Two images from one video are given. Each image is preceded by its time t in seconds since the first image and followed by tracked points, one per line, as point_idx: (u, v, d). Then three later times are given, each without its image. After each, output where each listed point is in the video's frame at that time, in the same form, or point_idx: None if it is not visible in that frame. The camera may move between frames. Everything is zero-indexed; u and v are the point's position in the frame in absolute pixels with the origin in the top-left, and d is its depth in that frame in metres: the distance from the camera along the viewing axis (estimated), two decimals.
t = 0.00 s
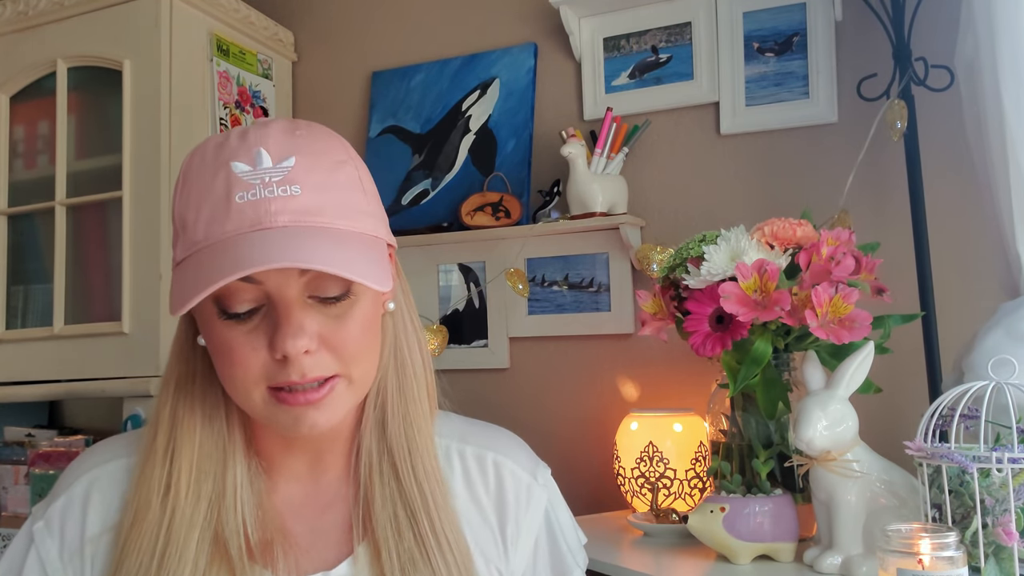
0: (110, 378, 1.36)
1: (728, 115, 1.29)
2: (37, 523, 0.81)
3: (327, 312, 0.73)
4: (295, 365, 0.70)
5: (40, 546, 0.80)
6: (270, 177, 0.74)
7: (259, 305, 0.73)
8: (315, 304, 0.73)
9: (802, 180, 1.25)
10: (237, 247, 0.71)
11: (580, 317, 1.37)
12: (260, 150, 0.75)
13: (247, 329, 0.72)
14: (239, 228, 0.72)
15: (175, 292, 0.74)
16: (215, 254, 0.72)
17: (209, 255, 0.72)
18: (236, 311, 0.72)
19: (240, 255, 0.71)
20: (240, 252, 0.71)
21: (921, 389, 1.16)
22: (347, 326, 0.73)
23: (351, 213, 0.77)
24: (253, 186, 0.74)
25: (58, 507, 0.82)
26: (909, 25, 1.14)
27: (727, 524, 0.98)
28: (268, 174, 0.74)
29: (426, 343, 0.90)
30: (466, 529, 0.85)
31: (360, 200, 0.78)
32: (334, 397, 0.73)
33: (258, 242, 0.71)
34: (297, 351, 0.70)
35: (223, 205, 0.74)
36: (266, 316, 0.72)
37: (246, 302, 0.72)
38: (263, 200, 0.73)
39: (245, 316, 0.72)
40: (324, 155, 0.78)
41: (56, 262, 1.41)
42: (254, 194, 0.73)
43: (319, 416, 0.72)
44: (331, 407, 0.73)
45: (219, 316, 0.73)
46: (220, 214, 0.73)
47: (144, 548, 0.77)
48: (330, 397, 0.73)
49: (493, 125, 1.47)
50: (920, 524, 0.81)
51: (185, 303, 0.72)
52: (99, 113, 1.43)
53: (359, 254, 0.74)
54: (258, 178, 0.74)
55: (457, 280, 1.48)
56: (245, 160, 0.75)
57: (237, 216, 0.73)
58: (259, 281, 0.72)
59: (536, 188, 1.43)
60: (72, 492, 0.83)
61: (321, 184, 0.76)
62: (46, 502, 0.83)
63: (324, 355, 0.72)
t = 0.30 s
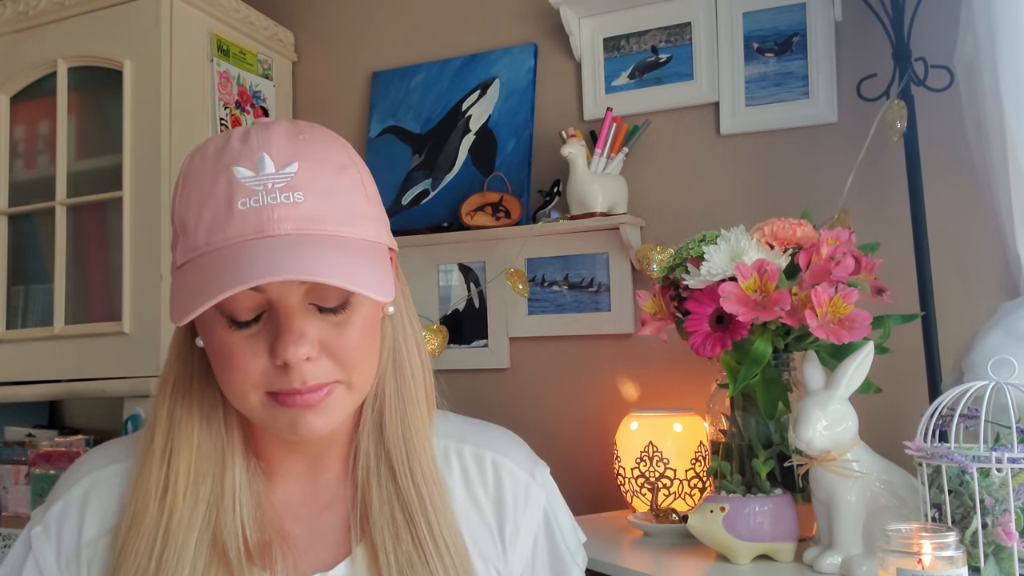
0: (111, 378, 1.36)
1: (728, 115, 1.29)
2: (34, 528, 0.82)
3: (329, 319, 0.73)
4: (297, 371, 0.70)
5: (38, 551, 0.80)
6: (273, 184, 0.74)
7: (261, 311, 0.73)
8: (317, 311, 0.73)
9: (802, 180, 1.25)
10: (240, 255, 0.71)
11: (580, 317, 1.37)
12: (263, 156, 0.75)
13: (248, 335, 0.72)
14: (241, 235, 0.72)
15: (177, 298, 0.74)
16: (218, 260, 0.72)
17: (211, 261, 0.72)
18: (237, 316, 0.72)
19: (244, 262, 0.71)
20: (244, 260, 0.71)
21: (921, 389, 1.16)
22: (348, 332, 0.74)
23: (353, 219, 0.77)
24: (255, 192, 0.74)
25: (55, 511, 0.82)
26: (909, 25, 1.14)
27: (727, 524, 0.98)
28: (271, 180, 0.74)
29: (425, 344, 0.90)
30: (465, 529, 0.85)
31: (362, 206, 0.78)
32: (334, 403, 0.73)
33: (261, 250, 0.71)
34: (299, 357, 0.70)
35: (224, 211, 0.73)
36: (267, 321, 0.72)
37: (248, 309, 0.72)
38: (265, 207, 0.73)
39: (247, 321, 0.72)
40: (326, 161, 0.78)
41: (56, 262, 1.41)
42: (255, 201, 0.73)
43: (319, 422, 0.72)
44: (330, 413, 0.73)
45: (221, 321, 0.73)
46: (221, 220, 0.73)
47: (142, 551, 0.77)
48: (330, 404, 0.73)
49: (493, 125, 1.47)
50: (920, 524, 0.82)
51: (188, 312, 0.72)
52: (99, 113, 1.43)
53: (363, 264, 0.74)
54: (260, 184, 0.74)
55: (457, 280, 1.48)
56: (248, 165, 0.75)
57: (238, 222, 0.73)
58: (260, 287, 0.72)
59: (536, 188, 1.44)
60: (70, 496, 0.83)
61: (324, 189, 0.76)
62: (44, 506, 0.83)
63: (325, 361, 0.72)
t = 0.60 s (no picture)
0: (110, 378, 1.36)
1: (728, 115, 1.29)
2: (33, 527, 0.82)
3: (330, 322, 0.73)
4: (297, 373, 0.70)
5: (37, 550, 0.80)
6: (280, 184, 0.74)
7: (262, 310, 0.73)
8: (319, 313, 0.73)
9: (802, 180, 1.25)
10: (244, 255, 0.71)
11: (580, 317, 1.37)
12: (271, 156, 0.75)
13: (250, 335, 0.72)
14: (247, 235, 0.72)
15: (181, 296, 0.74)
16: (221, 260, 0.72)
17: (215, 260, 0.72)
18: (239, 315, 0.72)
19: (246, 263, 0.71)
20: (247, 261, 0.71)
21: (921, 389, 1.16)
22: (349, 335, 0.74)
23: (357, 222, 0.76)
24: (262, 192, 0.73)
25: (52, 512, 0.82)
26: (909, 25, 1.14)
27: (727, 524, 0.98)
28: (278, 181, 0.74)
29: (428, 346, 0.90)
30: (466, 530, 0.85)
31: (367, 209, 0.78)
32: (333, 406, 0.73)
33: (265, 251, 0.71)
34: (299, 360, 0.70)
35: (231, 210, 0.73)
36: (269, 322, 0.72)
37: (250, 308, 0.72)
38: (272, 207, 0.73)
39: (248, 320, 0.72)
40: (334, 162, 0.77)
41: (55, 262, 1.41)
42: (263, 201, 0.73)
43: (316, 426, 0.72)
44: (328, 420, 0.73)
45: (223, 319, 0.73)
46: (227, 219, 0.73)
47: (137, 548, 0.76)
48: (329, 409, 0.73)
49: (493, 125, 1.47)
50: (920, 524, 0.81)
51: (190, 310, 0.72)
52: (99, 112, 1.43)
53: (367, 270, 0.74)
54: (268, 185, 0.74)
55: (457, 280, 1.48)
56: (256, 164, 0.75)
57: (244, 222, 0.73)
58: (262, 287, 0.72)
59: (536, 188, 1.44)
60: (67, 497, 0.83)
61: (330, 192, 0.76)
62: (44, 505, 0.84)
63: (325, 364, 0.72)
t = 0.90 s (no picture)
0: (110, 378, 1.36)
1: (728, 115, 1.29)
2: (28, 525, 0.82)
3: (326, 323, 0.73)
4: (292, 373, 0.70)
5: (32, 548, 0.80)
6: (278, 185, 0.74)
7: (259, 311, 0.73)
8: (316, 314, 0.73)
9: (802, 180, 1.25)
10: (242, 257, 0.71)
11: (580, 317, 1.37)
12: (270, 157, 0.75)
13: (249, 334, 0.72)
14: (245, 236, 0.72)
15: (178, 296, 0.74)
16: (219, 261, 0.72)
17: (213, 260, 0.72)
18: (237, 316, 0.72)
19: (244, 264, 0.71)
20: (245, 263, 0.71)
21: (921, 389, 1.16)
22: (344, 337, 0.74)
23: (356, 225, 0.76)
24: (259, 193, 0.73)
25: (47, 510, 0.82)
26: (909, 25, 1.14)
27: (727, 524, 0.98)
28: (276, 182, 0.74)
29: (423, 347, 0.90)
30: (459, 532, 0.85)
31: (366, 213, 0.78)
32: (326, 406, 0.73)
33: (262, 253, 0.71)
34: (295, 361, 0.70)
35: (229, 210, 0.73)
36: (264, 322, 0.72)
37: (248, 309, 0.72)
38: (270, 209, 0.73)
39: (245, 321, 0.72)
40: (334, 165, 0.78)
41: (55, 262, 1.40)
42: (260, 202, 0.73)
43: (310, 424, 0.72)
44: (321, 416, 0.73)
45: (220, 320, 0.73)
46: (225, 220, 0.73)
47: (131, 549, 0.76)
48: (321, 406, 0.72)
49: (493, 125, 1.47)
50: (920, 524, 0.81)
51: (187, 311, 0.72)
52: (99, 112, 1.43)
53: (364, 274, 0.74)
54: (266, 186, 0.74)
55: (457, 280, 1.48)
56: (254, 165, 0.75)
57: (241, 222, 0.73)
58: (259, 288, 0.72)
59: (536, 188, 1.44)
60: (61, 495, 0.83)
61: (329, 194, 0.76)
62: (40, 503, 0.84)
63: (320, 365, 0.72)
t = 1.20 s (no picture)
0: (110, 378, 1.36)
1: (728, 115, 1.29)
2: (26, 527, 0.82)
3: (330, 321, 0.74)
4: (294, 371, 0.70)
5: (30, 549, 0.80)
6: (286, 184, 0.74)
7: (263, 309, 0.73)
8: (319, 312, 0.73)
9: (802, 180, 1.25)
10: (248, 254, 0.71)
11: (580, 317, 1.37)
12: (277, 155, 0.76)
13: (250, 332, 0.72)
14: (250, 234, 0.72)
15: (183, 294, 0.73)
16: (224, 259, 0.72)
17: (219, 259, 0.72)
18: (240, 313, 0.72)
19: (251, 262, 0.71)
20: (252, 260, 0.71)
21: (920, 389, 1.16)
22: (347, 335, 0.74)
23: (359, 224, 0.77)
24: (268, 192, 0.74)
25: (45, 511, 0.82)
26: (909, 25, 1.14)
27: (727, 524, 0.98)
28: (284, 181, 0.74)
29: (417, 348, 0.90)
30: (456, 529, 0.85)
31: (370, 213, 0.79)
32: (330, 404, 0.73)
33: (269, 250, 0.71)
34: (299, 359, 0.70)
35: (236, 209, 0.73)
36: (267, 320, 0.72)
37: (251, 306, 0.72)
38: (279, 207, 0.73)
39: (248, 318, 0.72)
40: (334, 164, 0.78)
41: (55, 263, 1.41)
42: (269, 201, 0.73)
43: (312, 422, 0.72)
44: (324, 414, 0.73)
45: (222, 318, 0.72)
46: (231, 219, 0.73)
47: (130, 550, 0.76)
48: (324, 403, 0.72)
49: (493, 125, 1.47)
50: (920, 524, 0.81)
51: (193, 308, 0.71)
52: (98, 112, 1.43)
53: (370, 271, 0.75)
54: (274, 184, 0.74)
55: (457, 280, 1.48)
56: (261, 164, 0.75)
57: (248, 221, 0.73)
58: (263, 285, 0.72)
59: (536, 188, 1.44)
60: (59, 496, 0.83)
61: (335, 193, 0.76)
62: (37, 504, 0.84)
63: (322, 362, 0.72)
